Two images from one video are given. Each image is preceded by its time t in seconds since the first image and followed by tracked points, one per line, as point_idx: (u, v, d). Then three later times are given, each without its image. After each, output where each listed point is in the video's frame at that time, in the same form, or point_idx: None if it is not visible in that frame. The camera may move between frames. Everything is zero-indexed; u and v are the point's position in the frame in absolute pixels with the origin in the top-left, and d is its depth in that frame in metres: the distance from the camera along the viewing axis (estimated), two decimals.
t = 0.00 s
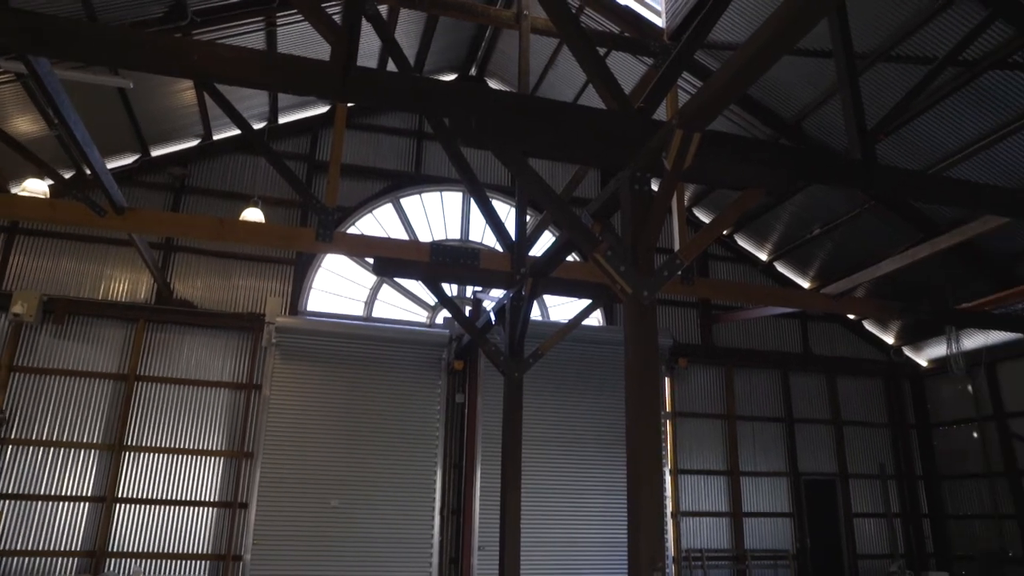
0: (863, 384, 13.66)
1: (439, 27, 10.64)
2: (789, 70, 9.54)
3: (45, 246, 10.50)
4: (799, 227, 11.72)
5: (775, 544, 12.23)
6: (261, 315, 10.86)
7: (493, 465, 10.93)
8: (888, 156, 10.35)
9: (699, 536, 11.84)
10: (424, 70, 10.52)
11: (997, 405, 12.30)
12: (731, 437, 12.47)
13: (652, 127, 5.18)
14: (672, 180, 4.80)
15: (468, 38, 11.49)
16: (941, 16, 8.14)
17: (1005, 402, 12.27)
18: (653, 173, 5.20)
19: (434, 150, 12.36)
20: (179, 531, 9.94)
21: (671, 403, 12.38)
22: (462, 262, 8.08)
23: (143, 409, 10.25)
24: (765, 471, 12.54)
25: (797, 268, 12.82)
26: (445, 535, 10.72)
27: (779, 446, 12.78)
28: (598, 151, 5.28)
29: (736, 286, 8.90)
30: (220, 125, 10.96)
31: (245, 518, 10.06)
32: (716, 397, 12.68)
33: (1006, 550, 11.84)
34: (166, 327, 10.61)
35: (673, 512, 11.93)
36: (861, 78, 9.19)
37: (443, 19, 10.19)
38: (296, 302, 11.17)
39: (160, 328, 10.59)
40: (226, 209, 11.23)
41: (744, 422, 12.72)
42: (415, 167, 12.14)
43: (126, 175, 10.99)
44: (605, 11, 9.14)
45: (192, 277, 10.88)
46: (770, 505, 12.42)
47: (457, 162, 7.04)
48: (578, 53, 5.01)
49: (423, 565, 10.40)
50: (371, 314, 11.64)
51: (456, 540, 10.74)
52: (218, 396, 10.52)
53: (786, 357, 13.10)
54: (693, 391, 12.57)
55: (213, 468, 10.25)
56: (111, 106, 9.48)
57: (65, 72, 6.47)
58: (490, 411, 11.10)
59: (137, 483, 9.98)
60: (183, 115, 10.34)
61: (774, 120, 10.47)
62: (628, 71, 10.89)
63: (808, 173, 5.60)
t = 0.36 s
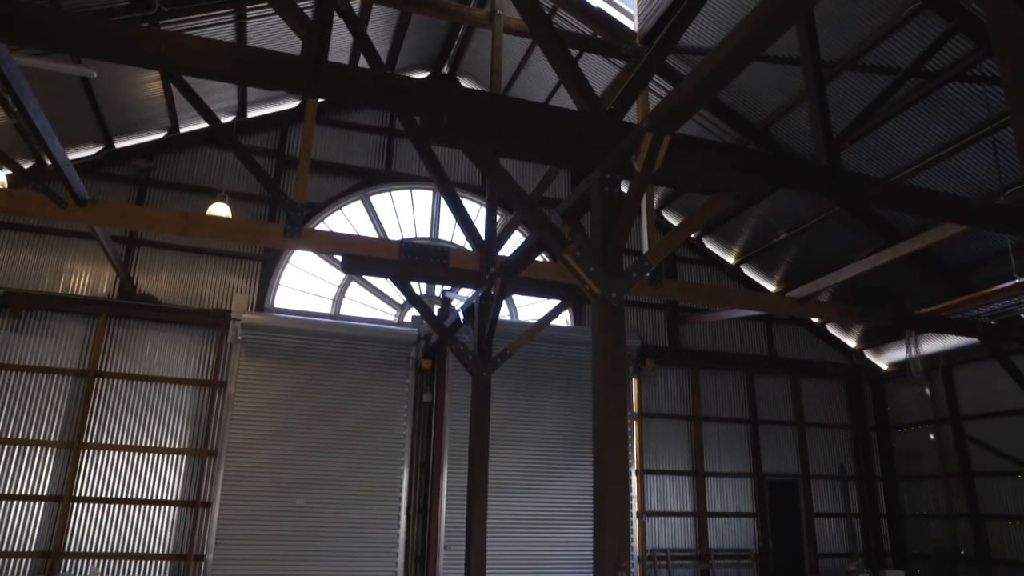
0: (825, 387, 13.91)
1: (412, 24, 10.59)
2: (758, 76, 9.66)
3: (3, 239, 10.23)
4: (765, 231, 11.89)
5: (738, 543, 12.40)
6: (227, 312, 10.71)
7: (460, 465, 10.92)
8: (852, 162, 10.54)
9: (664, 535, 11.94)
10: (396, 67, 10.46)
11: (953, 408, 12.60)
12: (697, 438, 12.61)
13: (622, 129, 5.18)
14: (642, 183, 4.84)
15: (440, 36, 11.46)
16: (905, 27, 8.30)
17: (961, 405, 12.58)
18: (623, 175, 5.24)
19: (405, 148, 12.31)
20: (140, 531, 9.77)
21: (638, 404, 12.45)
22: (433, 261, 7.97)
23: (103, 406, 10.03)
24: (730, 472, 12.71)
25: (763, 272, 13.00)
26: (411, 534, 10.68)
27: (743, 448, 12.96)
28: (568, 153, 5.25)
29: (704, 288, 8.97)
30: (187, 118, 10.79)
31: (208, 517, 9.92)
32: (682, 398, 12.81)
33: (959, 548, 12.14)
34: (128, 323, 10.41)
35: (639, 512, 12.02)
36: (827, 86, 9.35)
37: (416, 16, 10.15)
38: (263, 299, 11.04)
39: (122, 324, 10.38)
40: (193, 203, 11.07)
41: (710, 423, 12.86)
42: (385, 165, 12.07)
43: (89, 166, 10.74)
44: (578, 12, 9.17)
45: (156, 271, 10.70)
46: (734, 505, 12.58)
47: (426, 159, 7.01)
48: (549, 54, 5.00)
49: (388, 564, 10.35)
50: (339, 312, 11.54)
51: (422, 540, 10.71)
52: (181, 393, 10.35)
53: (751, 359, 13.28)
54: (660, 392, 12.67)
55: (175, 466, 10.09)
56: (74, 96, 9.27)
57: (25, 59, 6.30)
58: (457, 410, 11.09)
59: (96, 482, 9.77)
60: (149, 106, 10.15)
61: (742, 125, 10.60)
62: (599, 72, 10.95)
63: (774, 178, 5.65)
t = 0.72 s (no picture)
0: (790, 389, 14.12)
1: (386, 21, 10.54)
2: (730, 81, 9.78)
3: None
4: (734, 234, 12.03)
5: (704, 543, 12.53)
6: (194, 308, 10.55)
7: (428, 464, 10.90)
8: (820, 168, 10.72)
9: (631, 535, 12.02)
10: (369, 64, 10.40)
11: (914, 411, 12.88)
12: (664, 439, 12.72)
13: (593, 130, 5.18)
14: (613, 184, 4.75)
15: (415, 34, 11.42)
16: (872, 37, 8.47)
17: (921, 408, 12.86)
18: (596, 176, 5.14)
19: (378, 145, 12.24)
20: (100, 530, 9.58)
21: (607, 405, 12.51)
22: (403, 259, 7.92)
23: (63, 403, 9.81)
24: (697, 472, 12.84)
25: (731, 275, 13.16)
26: (378, 534, 10.63)
27: (710, 448, 13.10)
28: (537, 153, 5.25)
29: (674, 289, 9.00)
30: (155, 110, 10.63)
31: (171, 516, 9.77)
32: (651, 399, 12.91)
33: (917, 547, 12.43)
34: (91, 318, 10.20)
35: (606, 512, 12.08)
36: (796, 93, 9.50)
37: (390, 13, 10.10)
38: (230, 295, 10.91)
39: (85, 319, 10.16)
40: (159, 196, 10.90)
41: (678, 423, 12.99)
42: (357, 162, 11.99)
43: (52, 157, 10.51)
44: (552, 13, 9.19)
45: (120, 265, 10.50)
46: (700, 505, 12.72)
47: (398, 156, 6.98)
48: (524, 53, 4.92)
49: (355, 564, 10.29)
50: (308, 309, 11.44)
51: (389, 539, 10.67)
52: (145, 390, 10.17)
53: (719, 361, 13.44)
54: (629, 392, 12.75)
55: (138, 464, 9.91)
56: (38, 86, 9.07)
57: None
58: (426, 409, 11.09)
59: (55, 480, 9.56)
60: (115, 97, 9.97)
61: (713, 128, 10.72)
62: (573, 74, 11.01)
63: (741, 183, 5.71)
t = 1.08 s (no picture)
0: (756, 390, 14.32)
1: (359, 17, 10.48)
2: (702, 85, 9.88)
3: None
4: (703, 237, 12.16)
5: (669, 543, 12.65)
6: (158, 303, 10.38)
7: (395, 463, 10.86)
8: (788, 173, 10.88)
9: (597, 535, 12.09)
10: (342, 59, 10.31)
11: (875, 413, 13.15)
12: (631, 439, 12.81)
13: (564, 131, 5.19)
14: (584, 184, 4.80)
15: (388, 30, 11.36)
16: (839, 46, 8.62)
17: (882, 410, 13.13)
18: (566, 177, 5.14)
19: (349, 141, 12.15)
20: (58, 529, 9.37)
21: (575, 405, 12.56)
22: (372, 256, 7.81)
23: (20, 399, 9.56)
24: (663, 472, 12.96)
25: (700, 277, 13.30)
26: (344, 533, 10.56)
27: (676, 449, 13.23)
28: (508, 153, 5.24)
29: (643, 290, 9.06)
30: (120, 101, 10.43)
31: (132, 516, 9.60)
32: (619, 399, 12.99)
33: (876, 546, 12.68)
34: (51, 312, 9.95)
35: (573, 511, 12.13)
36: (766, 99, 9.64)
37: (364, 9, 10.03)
38: (196, 291, 10.74)
39: (44, 313, 9.92)
40: (124, 189, 10.71)
41: (645, 424, 13.09)
42: (328, 158, 11.90)
43: (12, 147, 10.25)
44: (526, 13, 9.21)
45: (82, 259, 10.28)
46: (666, 505, 12.84)
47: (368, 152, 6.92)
48: (497, 53, 4.81)
49: (320, 564, 10.21)
50: (275, 306, 11.33)
51: (355, 538, 10.62)
52: (107, 386, 9.98)
53: (686, 362, 13.59)
54: (597, 393, 12.82)
55: (98, 462, 9.72)
56: None
57: None
58: (394, 407, 11.06)
59: (10, 478, 9.32)
60: (79, 87, 9.75)
61: (684, 132, 10.82)
62: (546, 74, 11.04)
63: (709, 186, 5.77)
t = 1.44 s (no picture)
0: (727, 392, 14.47)
1: (336, 13, 10.42)
2: (677, 88, 9.95)
3: None
4: (676, 239, 12.25)
5: (640, 543, 12.73)
6: (127, 299, 10.22)
7: (366, 463, 10.81)
8: (761, 177, 11.02)
9: (569, 535, 12.13)
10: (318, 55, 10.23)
11: (843, 415, 13.35)
12: (603, 439, 12.88)
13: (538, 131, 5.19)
14: (559, 185, 4.74)
15: (365, 27, 11.31)
16: (812, 53, 8.75)
17: (850, 412, 13.35)
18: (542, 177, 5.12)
19: (323, 138, 12.07)
20: (20, 529, 9.16)
21: (548, 405, 12.59)
22: (345, 254, 7.75)
23: None
24: (635, 472, 13.05)
25: (673, 279, 13.41)
26: (315, 532, 10.50)
27: (648, 449, 13.33)
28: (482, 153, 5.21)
29: (616, 291, 9.11)
30: (90, 92, 10.24)
31: (97, 515, 9.44)
32: (591, 399, 13.05)
33: (842, 545, 12.88)
34: (15, 307, 9.70)
35: (545, 511, 12.15)
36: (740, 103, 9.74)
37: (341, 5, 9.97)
38: (166, 287, 10.60)
39: (7, 307, 9.66)
40: (92, 183, 10.53)
41: (617, 424, 13.17)
42: (302, 154, 11.79)
43: None
44: (504, 13, 9.21)
45: (48, 253, 10.07)
46: (637, 505, 12.93)
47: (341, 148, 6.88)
48: (476, 52, 4.76)
49: (289, 564, 10.13)
50: (247, 303, 11.22)
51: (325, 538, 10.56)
52: (73, 383, 9.77)
53: (658, 364, 13.69)
54: (570, 393, 12.87)
55: (63, 461, 9.52)
56: None
57: None
58: (366, 406, 11.02)
59: None
60: (47, 77, 9.55)
61: (660, 134, 10.89)
62: (523, 74, 11.05)
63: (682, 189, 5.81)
